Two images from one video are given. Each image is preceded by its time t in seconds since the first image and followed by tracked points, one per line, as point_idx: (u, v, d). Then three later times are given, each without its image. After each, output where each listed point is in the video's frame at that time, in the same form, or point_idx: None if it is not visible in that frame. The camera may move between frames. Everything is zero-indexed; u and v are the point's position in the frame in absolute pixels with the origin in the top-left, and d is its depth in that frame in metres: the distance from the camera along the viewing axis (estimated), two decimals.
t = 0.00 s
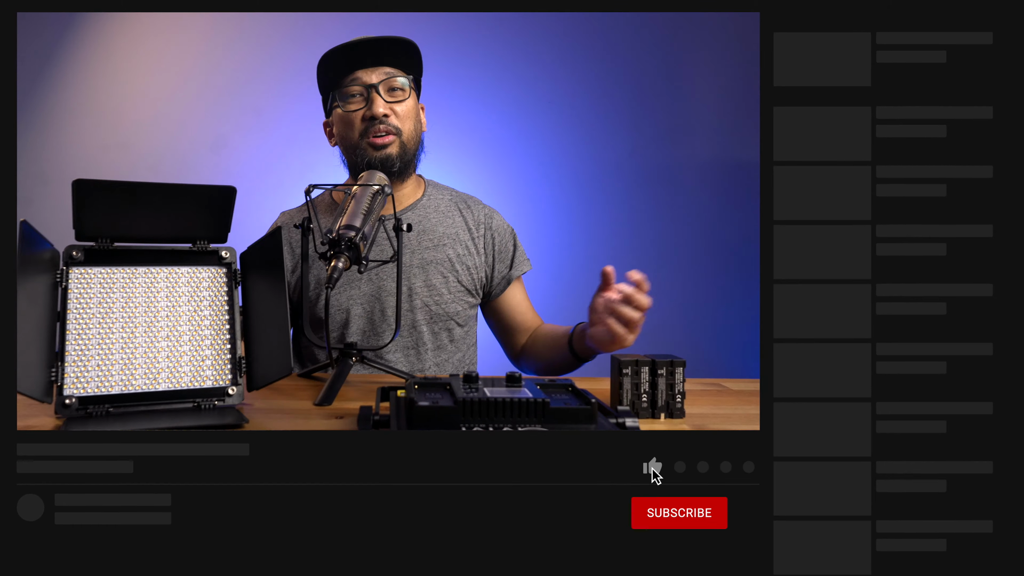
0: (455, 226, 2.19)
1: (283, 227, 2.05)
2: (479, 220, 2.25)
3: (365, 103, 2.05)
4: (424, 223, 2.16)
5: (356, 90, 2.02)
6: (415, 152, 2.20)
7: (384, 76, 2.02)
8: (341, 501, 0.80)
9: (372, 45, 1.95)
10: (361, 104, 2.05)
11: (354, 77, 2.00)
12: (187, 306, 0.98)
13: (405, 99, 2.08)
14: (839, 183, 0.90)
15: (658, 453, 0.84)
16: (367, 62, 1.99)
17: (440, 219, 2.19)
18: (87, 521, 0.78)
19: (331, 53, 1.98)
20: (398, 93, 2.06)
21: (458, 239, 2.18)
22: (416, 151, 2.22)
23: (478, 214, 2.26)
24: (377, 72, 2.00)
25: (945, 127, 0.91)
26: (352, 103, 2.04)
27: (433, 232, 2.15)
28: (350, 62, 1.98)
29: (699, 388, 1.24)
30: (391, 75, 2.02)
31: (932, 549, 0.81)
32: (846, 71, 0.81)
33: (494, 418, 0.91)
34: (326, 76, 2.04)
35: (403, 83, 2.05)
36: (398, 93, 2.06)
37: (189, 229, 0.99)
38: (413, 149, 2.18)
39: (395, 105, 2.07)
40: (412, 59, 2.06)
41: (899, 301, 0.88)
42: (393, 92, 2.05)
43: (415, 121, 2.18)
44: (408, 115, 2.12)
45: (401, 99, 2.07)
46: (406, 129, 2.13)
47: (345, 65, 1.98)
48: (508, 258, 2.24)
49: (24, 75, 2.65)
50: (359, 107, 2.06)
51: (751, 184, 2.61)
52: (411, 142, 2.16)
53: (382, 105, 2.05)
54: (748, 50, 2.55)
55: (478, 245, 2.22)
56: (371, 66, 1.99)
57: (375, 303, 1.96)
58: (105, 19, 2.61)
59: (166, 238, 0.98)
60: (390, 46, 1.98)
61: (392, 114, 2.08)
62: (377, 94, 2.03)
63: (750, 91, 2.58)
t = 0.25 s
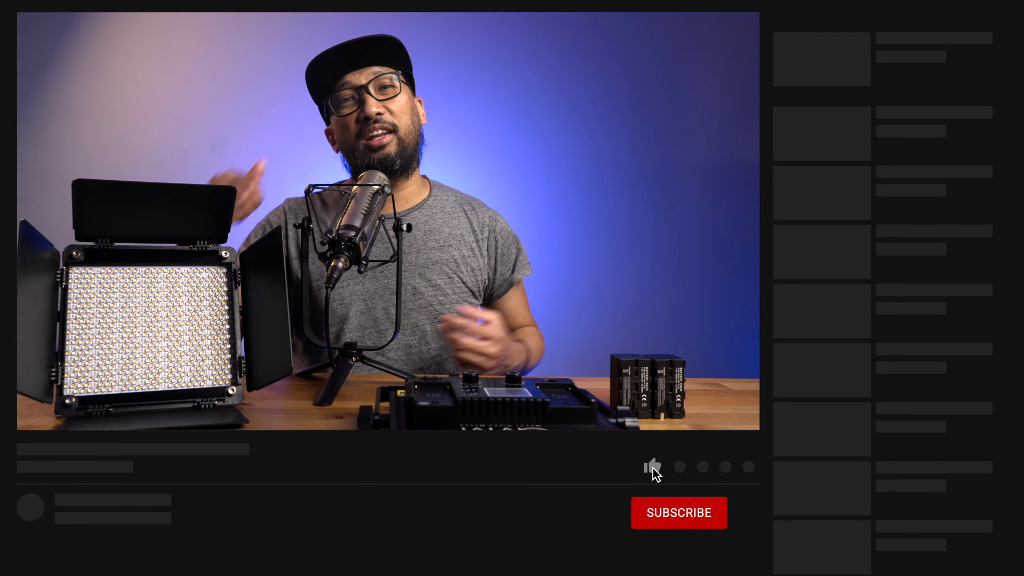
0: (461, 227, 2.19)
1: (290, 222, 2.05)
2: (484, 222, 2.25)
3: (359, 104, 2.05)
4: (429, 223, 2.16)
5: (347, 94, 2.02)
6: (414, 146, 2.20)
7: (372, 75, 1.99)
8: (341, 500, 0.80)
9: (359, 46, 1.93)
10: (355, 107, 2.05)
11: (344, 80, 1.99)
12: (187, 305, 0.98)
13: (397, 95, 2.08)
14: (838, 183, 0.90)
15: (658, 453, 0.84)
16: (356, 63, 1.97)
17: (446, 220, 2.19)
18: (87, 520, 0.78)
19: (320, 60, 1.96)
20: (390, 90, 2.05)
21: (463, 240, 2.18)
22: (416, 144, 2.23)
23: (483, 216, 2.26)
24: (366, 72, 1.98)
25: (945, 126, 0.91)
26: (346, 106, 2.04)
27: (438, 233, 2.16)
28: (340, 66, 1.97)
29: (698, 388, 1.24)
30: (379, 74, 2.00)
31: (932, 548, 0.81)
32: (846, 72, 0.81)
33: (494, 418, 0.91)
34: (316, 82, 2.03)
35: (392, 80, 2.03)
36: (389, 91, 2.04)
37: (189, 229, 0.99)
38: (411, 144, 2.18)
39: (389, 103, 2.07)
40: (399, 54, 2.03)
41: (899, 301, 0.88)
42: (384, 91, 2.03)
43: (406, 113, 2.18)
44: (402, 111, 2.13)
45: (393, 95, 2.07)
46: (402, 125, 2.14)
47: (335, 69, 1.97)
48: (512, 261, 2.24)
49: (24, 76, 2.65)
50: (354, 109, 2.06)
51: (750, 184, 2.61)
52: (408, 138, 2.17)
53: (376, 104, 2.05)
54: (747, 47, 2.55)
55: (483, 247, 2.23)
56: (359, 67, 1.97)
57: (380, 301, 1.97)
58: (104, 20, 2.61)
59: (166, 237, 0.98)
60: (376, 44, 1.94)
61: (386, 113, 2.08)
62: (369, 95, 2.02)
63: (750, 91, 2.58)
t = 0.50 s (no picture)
0: (459, 226, 2.19)
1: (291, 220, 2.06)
2: (482, 222, 2.25)
3: (359, 103, 2.05)
4: (429, 222, 2.16)
5: (349, 92, 2.03)
6: (414, 148, 2.18)
7: (374, 74, 2.02)
8: (341, 500, 0.80)
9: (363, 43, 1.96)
10: (356, 105, 2.05)
11: (346, 79, 2.02)
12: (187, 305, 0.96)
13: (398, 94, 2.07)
14: (838, 182, 0.90)
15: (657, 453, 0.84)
16: (358, 61, 2.00)
17: (444, 219, 2.19)
18: (87, 520, 0.77)
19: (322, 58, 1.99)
20: (391, 90, 2.06)
21: (460, 240, 2.18)
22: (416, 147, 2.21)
23: (480, 217, 2.26)
24: (367, 71, 2.01)
25: (945, 126, 0.91)
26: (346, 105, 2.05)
27: (437, 231, 2.16)
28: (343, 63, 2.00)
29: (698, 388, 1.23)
30: (380, 72, 2.02)
31: (932, 548, 0.81)
32: (845, 72, 0.82)
33: (494, 418, 0.90)
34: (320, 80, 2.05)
35: (393, 79, 2.04)
36: (389, 90, 2.05)
37: (189, 229, 0.98)
38: (411, 145, 2.16)
39: (388, 102, 2.07)
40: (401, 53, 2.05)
41: (899, 301, 0.88)
42: (384, 89, 2.04)
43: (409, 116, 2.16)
44: (402, 111, 2.11)
45: (393, 96, 2.07)
46: (401, 125, 2.12)
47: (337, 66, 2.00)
48: (509, 260, 2.22)
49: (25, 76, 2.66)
50: (354, 107, 2.06)
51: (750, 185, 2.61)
52: (407, 138, 2.15)
53: (375, 103, 2.05)
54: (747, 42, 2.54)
55: (481, 247, 2.22)
56: (360, 65, 2.00)
57: (379, 298, 1.97)
58: (105, 20, 2.61)
59: (166, 237, 0.98)
60: (377, 42, 1.97)
61: (385, 112, 2.07)
62: (369, 93, 2.03)
63: (751, 92, 2.58)
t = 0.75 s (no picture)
0: (455, 219, 2.20)
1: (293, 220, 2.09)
2: (478, 214, 2.25)
3: (367, 113, 2.06)
4: (427, 217, 2.17)
5: (357, 104, 2.04)
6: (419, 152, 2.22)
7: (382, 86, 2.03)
8: (341, 500, 0.80)
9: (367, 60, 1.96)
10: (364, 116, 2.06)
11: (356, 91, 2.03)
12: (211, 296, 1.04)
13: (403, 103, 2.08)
14: (838, 183, 0.90)
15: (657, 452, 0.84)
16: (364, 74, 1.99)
17: (440, 213, 2.20)
18: (86, 521, 0.77)
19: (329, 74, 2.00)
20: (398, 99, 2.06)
21: (458, 232, 2.18)
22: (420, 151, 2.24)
23: (476, 210, 2.26)
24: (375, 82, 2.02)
25: (944, 127, 0.91)
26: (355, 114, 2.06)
27: (434, 224, 2.16)
28: (350, 78, 2.01)
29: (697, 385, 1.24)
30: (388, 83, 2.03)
31: (932, 548, 0.81)
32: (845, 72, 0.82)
33: (484, 394, 0.97)
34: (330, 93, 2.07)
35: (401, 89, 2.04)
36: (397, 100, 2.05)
37: (213, 227, 1.05)
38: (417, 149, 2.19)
39: (396, 112, 2.07)
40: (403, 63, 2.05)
41: (899, 301, 0.88)
42: (392, 99, 2.04)
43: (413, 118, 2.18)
44: (408, 118, 2.13)
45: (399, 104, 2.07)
46: (408, 130, 2.14)
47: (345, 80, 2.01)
48: (505, 249, 2.23)
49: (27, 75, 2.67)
50: (362, 118, 2.07)
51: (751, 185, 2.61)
52: (413, 142, 2.17)
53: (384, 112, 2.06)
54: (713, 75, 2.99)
55: (478, 237, 2.23)
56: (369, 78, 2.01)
57: (379, 289, 1.97)
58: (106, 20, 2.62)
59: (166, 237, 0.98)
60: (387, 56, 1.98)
61: (394, 121, 2.08)
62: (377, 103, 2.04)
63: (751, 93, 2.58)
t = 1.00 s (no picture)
0: (454, 222, 2.20)
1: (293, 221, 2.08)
2: (478, 216, 2.25)
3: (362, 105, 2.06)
4: (426, 220, 2.17)
5: (352, 96, 2.06)
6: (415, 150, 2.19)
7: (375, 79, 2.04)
8: (340, 499, 0.80)
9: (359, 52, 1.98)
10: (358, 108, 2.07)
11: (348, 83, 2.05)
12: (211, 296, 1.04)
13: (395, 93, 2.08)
14: (838, 183, 0.90)
15: (658, 452, 0.84)
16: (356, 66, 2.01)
17: (439, 216, 2.20)
18: (87, 521, 0.77)
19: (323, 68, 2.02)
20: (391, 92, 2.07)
21: (457, 235, 2.18)
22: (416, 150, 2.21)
23: (476, 212, 2.26)
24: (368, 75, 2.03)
25: (945, 127, 0.91)
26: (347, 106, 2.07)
27: (433, 229, 2.16)
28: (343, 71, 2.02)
29: (697, 385, 1.24)
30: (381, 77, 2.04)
31: (932, 548, 0.81)
32: (845, 72, 0.82)
33: (483, 394, 0.97)
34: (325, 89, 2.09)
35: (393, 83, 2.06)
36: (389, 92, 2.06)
37: (212, 227, 1.05)
38: (412, 145, 2.16)
39: (388, 104, 2.07)
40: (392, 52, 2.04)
41: (899, 301, 0.88)
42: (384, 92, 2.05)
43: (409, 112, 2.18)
44: (402, 113, 2.12)
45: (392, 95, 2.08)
46: (401, 124, 2.11)
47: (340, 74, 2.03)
48: (504, 251, 2.22)
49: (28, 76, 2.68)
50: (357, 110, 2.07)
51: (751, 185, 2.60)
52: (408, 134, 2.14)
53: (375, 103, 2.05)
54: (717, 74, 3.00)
55: (477, 241, 2.22)
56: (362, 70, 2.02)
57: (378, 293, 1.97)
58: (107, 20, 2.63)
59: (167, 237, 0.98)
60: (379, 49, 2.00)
61: (385, 112, 2.07)
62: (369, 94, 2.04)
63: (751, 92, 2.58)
